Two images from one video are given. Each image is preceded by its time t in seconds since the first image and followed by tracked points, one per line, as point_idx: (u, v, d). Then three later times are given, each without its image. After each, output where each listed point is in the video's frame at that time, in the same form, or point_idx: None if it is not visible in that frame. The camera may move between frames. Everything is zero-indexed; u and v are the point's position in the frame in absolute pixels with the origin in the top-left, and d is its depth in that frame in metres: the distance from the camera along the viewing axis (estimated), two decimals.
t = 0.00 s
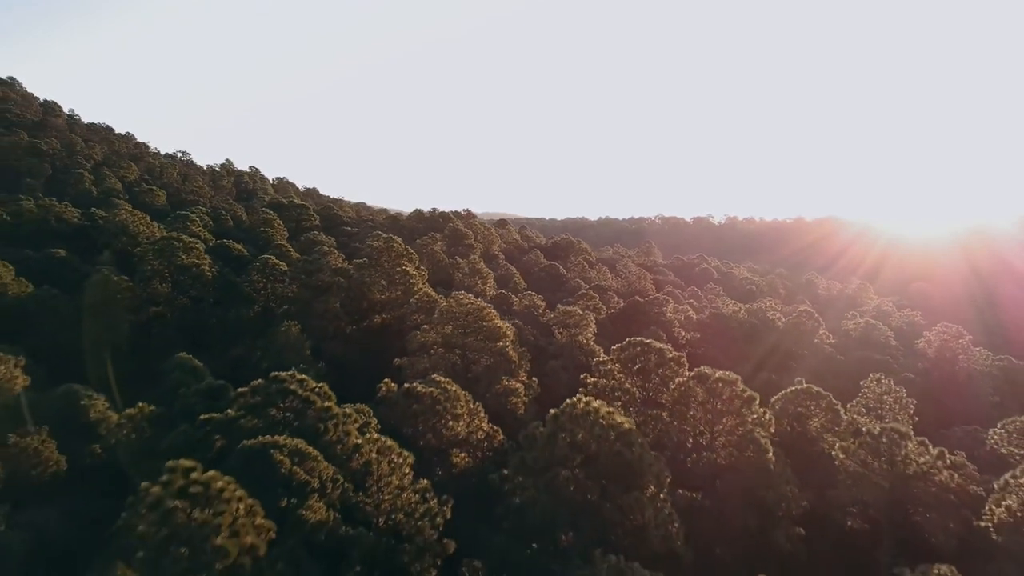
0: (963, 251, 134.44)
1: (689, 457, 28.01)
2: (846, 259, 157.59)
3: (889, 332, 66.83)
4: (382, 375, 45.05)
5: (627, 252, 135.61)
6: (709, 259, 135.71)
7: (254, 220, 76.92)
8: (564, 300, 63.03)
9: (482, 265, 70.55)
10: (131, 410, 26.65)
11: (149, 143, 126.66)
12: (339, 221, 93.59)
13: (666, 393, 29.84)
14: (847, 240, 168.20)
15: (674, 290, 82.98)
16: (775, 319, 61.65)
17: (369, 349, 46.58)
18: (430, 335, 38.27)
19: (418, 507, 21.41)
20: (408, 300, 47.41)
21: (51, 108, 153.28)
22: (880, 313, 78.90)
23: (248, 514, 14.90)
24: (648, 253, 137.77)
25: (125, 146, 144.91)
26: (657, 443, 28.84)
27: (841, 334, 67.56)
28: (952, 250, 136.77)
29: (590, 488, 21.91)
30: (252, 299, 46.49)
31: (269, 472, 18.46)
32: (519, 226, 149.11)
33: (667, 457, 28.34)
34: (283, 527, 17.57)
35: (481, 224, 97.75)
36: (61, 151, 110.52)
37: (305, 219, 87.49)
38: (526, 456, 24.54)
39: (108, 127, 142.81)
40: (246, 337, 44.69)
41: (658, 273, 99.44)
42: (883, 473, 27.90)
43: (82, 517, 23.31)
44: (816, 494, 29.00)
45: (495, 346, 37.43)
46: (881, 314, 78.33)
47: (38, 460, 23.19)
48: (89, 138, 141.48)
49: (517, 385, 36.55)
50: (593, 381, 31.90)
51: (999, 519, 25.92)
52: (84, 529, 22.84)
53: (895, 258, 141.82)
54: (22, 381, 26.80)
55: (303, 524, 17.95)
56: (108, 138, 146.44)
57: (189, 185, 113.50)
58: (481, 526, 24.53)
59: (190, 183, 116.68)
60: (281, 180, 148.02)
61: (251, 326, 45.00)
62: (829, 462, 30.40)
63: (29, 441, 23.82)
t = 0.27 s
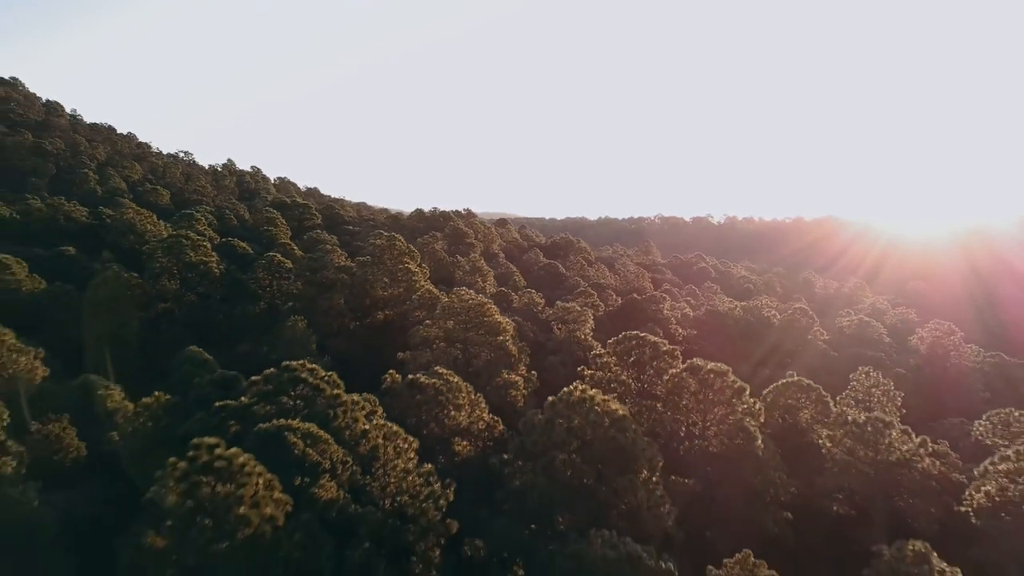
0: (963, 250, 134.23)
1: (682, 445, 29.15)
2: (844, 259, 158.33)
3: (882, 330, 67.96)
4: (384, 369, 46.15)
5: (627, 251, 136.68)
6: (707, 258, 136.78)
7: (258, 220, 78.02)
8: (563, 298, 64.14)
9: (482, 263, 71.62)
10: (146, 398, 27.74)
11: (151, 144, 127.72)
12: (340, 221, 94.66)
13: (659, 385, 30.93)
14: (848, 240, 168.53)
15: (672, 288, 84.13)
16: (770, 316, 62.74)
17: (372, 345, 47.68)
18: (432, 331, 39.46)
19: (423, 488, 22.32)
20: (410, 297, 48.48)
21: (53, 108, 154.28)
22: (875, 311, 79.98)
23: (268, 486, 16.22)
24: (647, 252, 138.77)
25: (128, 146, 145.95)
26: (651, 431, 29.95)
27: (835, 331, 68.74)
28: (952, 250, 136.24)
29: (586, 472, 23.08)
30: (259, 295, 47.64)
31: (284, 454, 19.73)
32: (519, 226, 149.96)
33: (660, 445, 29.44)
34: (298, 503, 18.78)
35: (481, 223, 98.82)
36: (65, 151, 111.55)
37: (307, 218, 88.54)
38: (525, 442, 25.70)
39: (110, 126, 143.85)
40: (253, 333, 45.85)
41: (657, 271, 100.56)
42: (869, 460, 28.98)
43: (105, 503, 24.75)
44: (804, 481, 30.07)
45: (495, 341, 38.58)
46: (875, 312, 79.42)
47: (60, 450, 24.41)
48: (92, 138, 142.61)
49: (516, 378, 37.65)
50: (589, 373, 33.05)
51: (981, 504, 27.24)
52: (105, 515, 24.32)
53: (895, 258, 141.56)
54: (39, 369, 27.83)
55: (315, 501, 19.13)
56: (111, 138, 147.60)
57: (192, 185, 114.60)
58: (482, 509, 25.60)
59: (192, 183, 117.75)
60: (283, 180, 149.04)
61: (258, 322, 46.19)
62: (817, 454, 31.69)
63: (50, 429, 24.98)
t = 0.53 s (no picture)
0: (963, 251, 134.35)
1: (674, 432, 30.50)
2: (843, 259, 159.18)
3: (875, 327, 69.35)
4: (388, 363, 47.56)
5: (625, 250, 138.01)
6: (705, 257, 138.05)
7: (262, 219, 79.28)
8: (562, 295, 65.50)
9: (483, 261, 73.00)
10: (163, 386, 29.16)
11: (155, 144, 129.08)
12: (343, 220, 96.02)
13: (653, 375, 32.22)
14: (849, 240, 168.68)
15: (669, 286, 85.51)
16: (765, 313, 64.16)
17: (376, 339, 49.05)
18: (435, 325, 40.87)
19: (428, 468, 23.44)
20: (412, 293, 49.86)
21: (57, 108, 155.73)
22: (869, 308, 81.36)
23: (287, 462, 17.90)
24: (645, 251, 140.04)
25: (131, 146, 147.34)
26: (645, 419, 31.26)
27: (828, 328, 70.15)
28: (952, 251, 135.76)
29: (582, 455, 24.41)
30: (265, 291, 48.95)
31: (298, 435, 21.10)
32: (519, 225, 151.25)
33: (653, 432, 30.72)
34: (312, 480, 20.06)
35: (482, 223, 100.17)
36: (70, 151, 112.94)
37: (310, 217, 89.74)
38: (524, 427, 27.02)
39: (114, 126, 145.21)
40: (260, 327, 47.12)
41: (654, 270, 101.94)
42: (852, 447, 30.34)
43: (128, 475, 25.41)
44: (790, 467, 31.39)
45: (496, 334, 39.96)
46: (869, 309, 80.77)
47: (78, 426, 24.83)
48: (96, 138, 144.03)
49: (516, 370, 39.02)
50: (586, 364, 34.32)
51: (957, 488, 29.09)
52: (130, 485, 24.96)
53: (896, 258, 141.07)
54: (60, 358, 29.30)
55: (328, 478, 20.39)
56: (116, 138, 149.08)
57: (196, 185, 115.93)
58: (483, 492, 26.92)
59: (196, 183, 119.15)
60: (285, 180, 150.35)
61: (266, 317, 47.51)
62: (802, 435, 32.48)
63: (73, 415, 26.44)
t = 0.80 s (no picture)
0: (962, 251, 132.14)
1: (667, 422, 31.62)
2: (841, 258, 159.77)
3: (869, 324, 70.49)
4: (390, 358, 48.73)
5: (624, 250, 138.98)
6: (704, 256, 139.00)
7: (265, 218, 80.34)
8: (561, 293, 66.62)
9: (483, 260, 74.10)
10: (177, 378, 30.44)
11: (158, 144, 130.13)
12: (345, 219, 97.07)
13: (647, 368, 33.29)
14: (850, 239, 168.28)
15: (667, 284, 86.63)
16: (760, 310, 65.29)
17: (378, 335, 50.20)
18: (437, 321, 42.06)
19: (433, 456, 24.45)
20: (414, 290, 51.02)
21: (60, 109, 156.79)
22: (864, 307, 82.42)
23: (300, 443, 19.19)
24: (644, 250, 141.02)
25: (134, 146, 148.41)
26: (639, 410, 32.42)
27: (823, 326, 71.31)
28: (952, 250, 134.79)
29: (578, 441, 25.52)
30: (271, 288, 50.08)
31: (310, 419, 22.24)
32: (519, 225, 152.11)
33: (648, 422, 31.84)
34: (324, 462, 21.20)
35: (482, 222, 101.22)
36: (74, 151, 114.02)
37: (313, 216, 90.77)
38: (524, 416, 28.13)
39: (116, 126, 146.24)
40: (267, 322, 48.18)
41: (653, 269, 102.99)
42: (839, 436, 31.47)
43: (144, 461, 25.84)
44: (780, 456, 32.53)
45: (497, 330, 41.17)
46: (865, 307, 81.85)
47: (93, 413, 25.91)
48: (100, 138, 145.21)
49: (516, 364, 40.17)
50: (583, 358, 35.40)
51: (941, 476, 30.19)
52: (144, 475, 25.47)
53: (896, 258, 140.58)
54: (79, 351, 30.53)
55: (338, 461, 21.53)
56: (119, 139, 150.25)
57: (198, 184, 116.96)
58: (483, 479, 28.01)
59: (199, 182, 120.25)
60: (287, 180, 151.34)
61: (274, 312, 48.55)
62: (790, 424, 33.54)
63: (91, 404, 27.32)
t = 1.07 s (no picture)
0: (963, 250, 133.60)
1: (661, 411, 32.92)
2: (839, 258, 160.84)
3: (862, 321, 71.95)
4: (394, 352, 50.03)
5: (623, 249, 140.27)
6: (702, 255, 140.26)
7: (269, 217, 81.61)
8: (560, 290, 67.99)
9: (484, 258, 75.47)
10: (191, 367, 31.62)
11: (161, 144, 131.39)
12: (347, 219, 98.40)
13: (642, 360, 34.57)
14: (851, 239, 168.46)
15: (665, 282, 87.99)
16: (756, 307, 66.65)
17: (382, 330, 51.47)
18: (440, 316, 43.39)
19: (440, 438, 25.62)
20: (417, 287, 52.26)
21: (63, 109, 158.02)
22: (858, 304, 83.86)
23: (315, 423, 20.67)
24: (643, 249, 142.25)
25: (137, 146, 149.77)
26: (634, 400, 33.76)
27: (817, 323, 72.76)
28: (952, 250, 135.42)
29: (575, 427, 26.80)
30: (277, 284, 51.35)
31: (322, 403, 23.66)
32: (519, 224, 153.35)
33: (642, 411, 33.13)
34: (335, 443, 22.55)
35: (482, 221, 102.55)
36: (79, 151, 115.27)
37: (315, 216, 92.00)
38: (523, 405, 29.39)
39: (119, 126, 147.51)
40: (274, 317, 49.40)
41: (651, 267, 104.31)
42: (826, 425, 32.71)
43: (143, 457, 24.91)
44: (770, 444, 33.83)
45: (497, 324, 42.48)
46: (859, 305, 83.27)
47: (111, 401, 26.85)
48: (103, 138, 146.51)
49: (516, 357, 41.45)
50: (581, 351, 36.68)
51: (923, 462, 31.79)
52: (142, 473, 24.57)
53: (895, 257, 140.18)
54: (98, 343, 31.79)
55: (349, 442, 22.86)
56: (122, 139, 151.63)
57: (201, 184, 118.24)
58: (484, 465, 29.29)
59: (203, 182, 121.57)
60: (288, 180, 152.61)
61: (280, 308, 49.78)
62: (779, 414, 34.86)
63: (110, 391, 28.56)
